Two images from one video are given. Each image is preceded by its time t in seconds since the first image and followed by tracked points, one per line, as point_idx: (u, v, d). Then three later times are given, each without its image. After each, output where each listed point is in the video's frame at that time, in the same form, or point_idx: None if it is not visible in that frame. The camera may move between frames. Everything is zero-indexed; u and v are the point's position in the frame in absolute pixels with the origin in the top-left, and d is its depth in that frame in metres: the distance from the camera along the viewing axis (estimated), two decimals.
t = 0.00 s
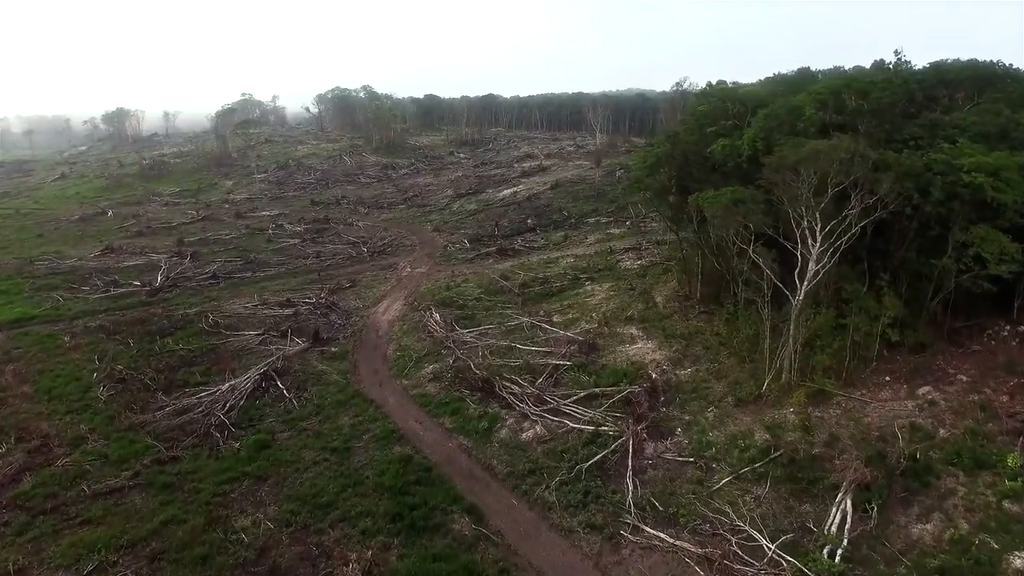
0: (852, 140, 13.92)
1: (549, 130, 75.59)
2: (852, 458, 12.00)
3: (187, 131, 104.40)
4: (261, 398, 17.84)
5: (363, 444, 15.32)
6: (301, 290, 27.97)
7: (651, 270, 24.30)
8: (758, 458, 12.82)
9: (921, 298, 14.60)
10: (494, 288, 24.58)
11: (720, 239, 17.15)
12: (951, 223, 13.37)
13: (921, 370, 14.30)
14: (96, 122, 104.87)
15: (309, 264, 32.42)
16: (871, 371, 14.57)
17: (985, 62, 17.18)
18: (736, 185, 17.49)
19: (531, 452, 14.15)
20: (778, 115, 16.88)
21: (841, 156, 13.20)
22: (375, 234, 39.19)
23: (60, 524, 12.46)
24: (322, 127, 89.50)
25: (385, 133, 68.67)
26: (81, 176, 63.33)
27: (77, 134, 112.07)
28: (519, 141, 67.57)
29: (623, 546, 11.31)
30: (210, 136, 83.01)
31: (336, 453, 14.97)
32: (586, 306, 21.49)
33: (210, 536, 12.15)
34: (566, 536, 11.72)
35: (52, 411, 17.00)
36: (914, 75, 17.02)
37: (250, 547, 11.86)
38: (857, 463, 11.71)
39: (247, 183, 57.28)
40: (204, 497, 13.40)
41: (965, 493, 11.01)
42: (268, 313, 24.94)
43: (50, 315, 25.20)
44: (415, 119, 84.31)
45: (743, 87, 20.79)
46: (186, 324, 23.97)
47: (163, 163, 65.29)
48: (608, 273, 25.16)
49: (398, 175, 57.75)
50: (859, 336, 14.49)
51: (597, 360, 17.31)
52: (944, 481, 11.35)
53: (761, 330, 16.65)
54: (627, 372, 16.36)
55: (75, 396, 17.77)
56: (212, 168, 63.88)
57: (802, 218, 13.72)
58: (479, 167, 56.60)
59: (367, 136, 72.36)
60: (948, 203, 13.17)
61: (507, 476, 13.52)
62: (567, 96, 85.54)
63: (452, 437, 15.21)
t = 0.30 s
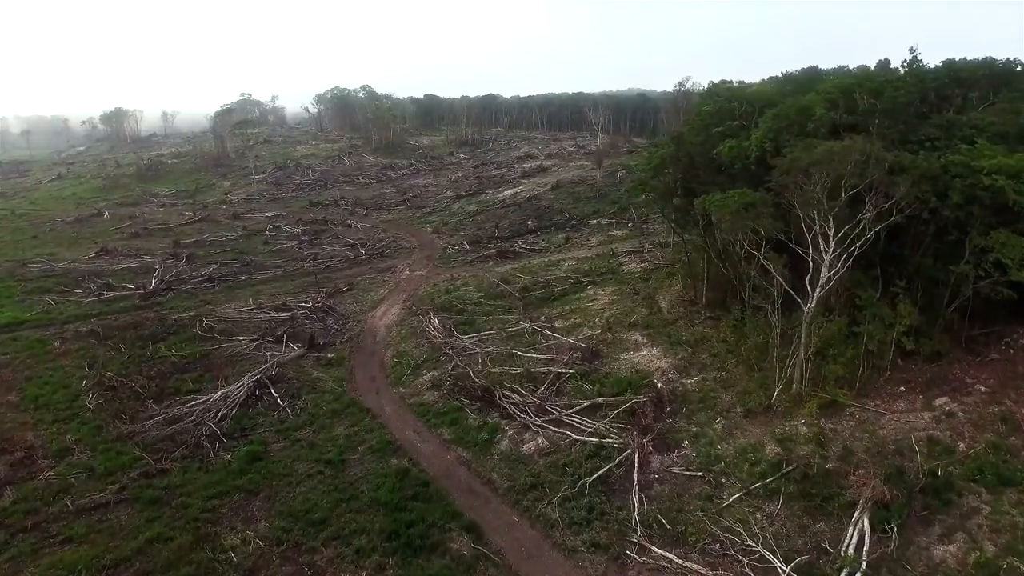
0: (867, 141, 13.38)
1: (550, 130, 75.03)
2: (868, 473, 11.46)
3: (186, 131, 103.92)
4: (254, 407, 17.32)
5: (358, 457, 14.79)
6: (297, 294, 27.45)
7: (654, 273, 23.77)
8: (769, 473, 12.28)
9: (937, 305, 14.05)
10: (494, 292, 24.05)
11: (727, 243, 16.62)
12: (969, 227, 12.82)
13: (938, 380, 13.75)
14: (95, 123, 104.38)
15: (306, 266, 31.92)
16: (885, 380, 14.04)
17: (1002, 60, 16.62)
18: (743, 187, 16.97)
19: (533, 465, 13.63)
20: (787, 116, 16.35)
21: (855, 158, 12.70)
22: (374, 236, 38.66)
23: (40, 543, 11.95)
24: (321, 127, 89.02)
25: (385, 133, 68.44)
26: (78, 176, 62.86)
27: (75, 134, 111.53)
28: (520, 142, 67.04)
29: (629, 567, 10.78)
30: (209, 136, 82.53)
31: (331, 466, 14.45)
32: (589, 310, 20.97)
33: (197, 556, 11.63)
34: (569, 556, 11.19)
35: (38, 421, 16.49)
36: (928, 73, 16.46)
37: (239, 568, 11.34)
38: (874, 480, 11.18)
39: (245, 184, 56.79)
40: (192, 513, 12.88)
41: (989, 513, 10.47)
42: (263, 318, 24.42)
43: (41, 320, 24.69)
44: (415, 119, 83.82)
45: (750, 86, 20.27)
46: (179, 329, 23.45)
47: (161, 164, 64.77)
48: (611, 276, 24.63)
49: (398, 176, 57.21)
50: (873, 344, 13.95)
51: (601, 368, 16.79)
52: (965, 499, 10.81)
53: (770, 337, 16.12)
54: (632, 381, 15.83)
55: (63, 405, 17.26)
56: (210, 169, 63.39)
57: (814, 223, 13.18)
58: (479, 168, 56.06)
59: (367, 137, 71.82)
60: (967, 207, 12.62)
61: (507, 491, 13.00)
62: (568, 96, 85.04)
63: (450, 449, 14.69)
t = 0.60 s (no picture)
0: (885, 143, 12.76)
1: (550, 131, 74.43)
2: (889, 493, 10.83)
3: (185, 132, 103.38)
4: (245, 418, 16.73)
5: (353, 471, 14.18)
6: (293, 298, 26.84)
7: (659, 278, 23.21)
8: (784, 492, 11.68)
9: (957, 314, 13.44)
10: (494, 297, 23.45)
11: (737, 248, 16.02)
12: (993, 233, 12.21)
13: (958, 392, 13.14)
14: (93, 123, 103.89)
15: (303, 269, 31.34)
16: (902, 392, 13.42)
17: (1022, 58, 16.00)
18: (752, 191, 16.36)
19: (534, 482, 13.03)
20: (798, 117, 15.75)
21: (873, 160, 12.11)
22: (372, 238, 38.05)
23: (16, 567, 11.35)
24: (320, 128, 88.49)
25: (384, 133, 68.11)
26: (74, 177, 62.27)
27: (73, 134, 110.94)
28: (520, 142, 66.45)
29: None
30: (207, 136, 81.90)
31: (324, 481, 13.85)
32: (592, 317, 20.38)
33: None
34: None
35: (21, 432, 15.89)
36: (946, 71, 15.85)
37: None
38: (896, 501, 10.55)
39: (243, 185, 56.23)
40: (177, 533, 12.28)
41: (1019, 538, 9.85)
42: (258, 323, 23.82)
43: (30, 325, 24.10)
44: (415, 119, 83.24)
45: (758, 86, 19.67)
46: (171, 334, 22.86)
47: (159, 164, 64.19)
48: (614, 280, 24.03)
49: (397, 177, 56.60)
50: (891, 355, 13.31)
51: (605, 378, 16.18)
52: (994, 522, 10.19)
53: (781, 346, 15.51)
54: (638, 391, 15.24)
55: (47, 416, 16.66)
56: (208, 170, 62.81)
57: (830, 228, 12.57)
58: (479, 169, 55.44)
59: (366, 137, 71.20)
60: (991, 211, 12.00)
61: (508, 510, 12.39)
62: (569, 96, 84.46)
63: (449, 464, 14.10)
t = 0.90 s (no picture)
0: (903, 144, 12.20)
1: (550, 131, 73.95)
2: (910, 513, 10.30)
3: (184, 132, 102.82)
4: (237, 428, 16.20)
5: (347, 485, 13.65)
6: (290, 302, 26.31)
7: (663, 282, 22.68)
8: (798, 510, 11.14)
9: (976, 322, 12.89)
10: (494, 302, 22.92)
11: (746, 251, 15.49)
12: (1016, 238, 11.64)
13: (978, 404, 12.61)
14: (91, 123, 103.39)
15: (301, 271, 30.81)
16: (919, 404, 12.88)
17: None
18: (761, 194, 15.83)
19: (536, 497, 12.50)
20: (809, 117, 15.21)
21: (892, 162, 11.57)
22: (371, 239, 37.52)
23: None
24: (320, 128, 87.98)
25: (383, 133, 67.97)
26: (71, 178, 61.73)
27: (71, 134, 110.47)
28: (521, 142, 65.92)
29: None
30: (206, 136, 81.33)
31: (317, 496, 13.31)
32: (595, 322, 19.85)
33: None
34: None
35: (4, 443, 15.35)
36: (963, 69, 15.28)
37: None
38: (918, 521, 10.00)
39: (241, 186, 55.72)
40: (163, 552, 11.75)
41: None
42: (253, 328, 23.28)
43: (20, 329, 23.57)
44: (414, 119, 82.72)
45: (766, 85, 19.13)
46: (164, 340, 22.32)
47: (156, 165, 63.67)
48: (617, 284, 23.50)
49: (396, 177, 56.07)
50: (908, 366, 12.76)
51: (609, 387, 15.65)
52: (1022, 545, 9.65)
53: (791, 355, 14.98)
54: (643, 402, 14.70)
55: (33, 426, 16.12)
56: (206, 170, 62.30)
57: (845, 233, 12.02)
58: (479, 169, 54.91)
59: (365, 137, 70.67)
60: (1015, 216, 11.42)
61: (508, 528, 11.86)
62: (570, 96, 83.94)
63: (447, 478, 13.57)
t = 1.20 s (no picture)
0: (922, 145, 11.63)
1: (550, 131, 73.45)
2: (934, 535, 9.74)
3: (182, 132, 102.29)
4: (229, 438, 15.67)
5: (342, 500, 13.12)
6: (286, 306, 25.78)
7: (667, 286, 22.16)
8: (813, 530, 10.59)
9: (997, 331, 12.36)
10: (494, 306, 22.39)
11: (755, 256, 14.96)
12: None
13: (1001, 417, 12.06)
14: (89, 123, 102.95)
15: (297, 274, 30.30)
16: (939, 416, 12.34)
17: None
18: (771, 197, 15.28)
19: (538, 514, 11.97)
20: (822, 117, 14.66)
21: (911, 164, 11.01)
22: (369, 241, 36.99)
23: None
24: (319, 128, 87.52)
25: (383, 133, 67.55)
26: (67, 178, 61.20)
27: (70, 134, 110.00)
28: (521, 142, 65.39)
29: None
30: (205, 136, 80.76)
31: (310, 512, 12.77)
32: (597, 328, 19.33)
33: None
34: None
35: None
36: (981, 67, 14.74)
37: None
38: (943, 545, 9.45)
39: (239, 187, 55.18)
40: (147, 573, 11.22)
41: None
42: (247, 333, 22.74)
43: (9, 334, 23.03)
44: (414, 119, 82.21)
45: (773, 84, 18.60)
46: (156, 345, 21.78)
47: (154, 165, 63.17)
48: (620, 288, 22.96)
49: (396, 178, 55.54)
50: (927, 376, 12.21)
51: (613, 397, 15.11)
52: None
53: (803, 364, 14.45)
54: (649, 412, 14.17)
55: (16, 436, 15.58)
56: (204, 171, 61.82)
57: (862, 238, 11.45)
58: (480, 170, 54.39)
59: (364, 137, 70.16)
60: None
61: (509, 547, 11.32)
62: (570, 96, 83.46)
63: (445, 492, 13.05)
